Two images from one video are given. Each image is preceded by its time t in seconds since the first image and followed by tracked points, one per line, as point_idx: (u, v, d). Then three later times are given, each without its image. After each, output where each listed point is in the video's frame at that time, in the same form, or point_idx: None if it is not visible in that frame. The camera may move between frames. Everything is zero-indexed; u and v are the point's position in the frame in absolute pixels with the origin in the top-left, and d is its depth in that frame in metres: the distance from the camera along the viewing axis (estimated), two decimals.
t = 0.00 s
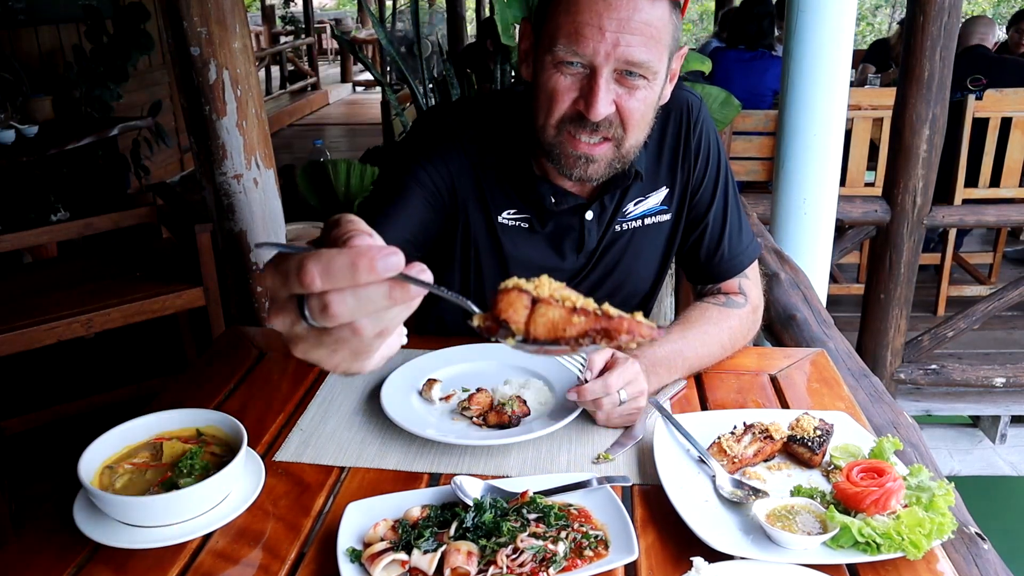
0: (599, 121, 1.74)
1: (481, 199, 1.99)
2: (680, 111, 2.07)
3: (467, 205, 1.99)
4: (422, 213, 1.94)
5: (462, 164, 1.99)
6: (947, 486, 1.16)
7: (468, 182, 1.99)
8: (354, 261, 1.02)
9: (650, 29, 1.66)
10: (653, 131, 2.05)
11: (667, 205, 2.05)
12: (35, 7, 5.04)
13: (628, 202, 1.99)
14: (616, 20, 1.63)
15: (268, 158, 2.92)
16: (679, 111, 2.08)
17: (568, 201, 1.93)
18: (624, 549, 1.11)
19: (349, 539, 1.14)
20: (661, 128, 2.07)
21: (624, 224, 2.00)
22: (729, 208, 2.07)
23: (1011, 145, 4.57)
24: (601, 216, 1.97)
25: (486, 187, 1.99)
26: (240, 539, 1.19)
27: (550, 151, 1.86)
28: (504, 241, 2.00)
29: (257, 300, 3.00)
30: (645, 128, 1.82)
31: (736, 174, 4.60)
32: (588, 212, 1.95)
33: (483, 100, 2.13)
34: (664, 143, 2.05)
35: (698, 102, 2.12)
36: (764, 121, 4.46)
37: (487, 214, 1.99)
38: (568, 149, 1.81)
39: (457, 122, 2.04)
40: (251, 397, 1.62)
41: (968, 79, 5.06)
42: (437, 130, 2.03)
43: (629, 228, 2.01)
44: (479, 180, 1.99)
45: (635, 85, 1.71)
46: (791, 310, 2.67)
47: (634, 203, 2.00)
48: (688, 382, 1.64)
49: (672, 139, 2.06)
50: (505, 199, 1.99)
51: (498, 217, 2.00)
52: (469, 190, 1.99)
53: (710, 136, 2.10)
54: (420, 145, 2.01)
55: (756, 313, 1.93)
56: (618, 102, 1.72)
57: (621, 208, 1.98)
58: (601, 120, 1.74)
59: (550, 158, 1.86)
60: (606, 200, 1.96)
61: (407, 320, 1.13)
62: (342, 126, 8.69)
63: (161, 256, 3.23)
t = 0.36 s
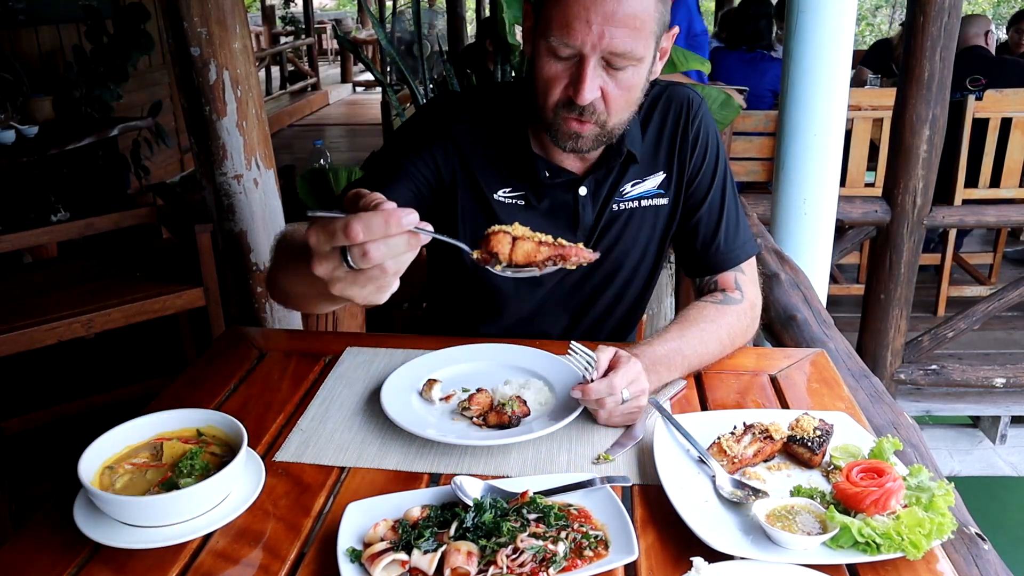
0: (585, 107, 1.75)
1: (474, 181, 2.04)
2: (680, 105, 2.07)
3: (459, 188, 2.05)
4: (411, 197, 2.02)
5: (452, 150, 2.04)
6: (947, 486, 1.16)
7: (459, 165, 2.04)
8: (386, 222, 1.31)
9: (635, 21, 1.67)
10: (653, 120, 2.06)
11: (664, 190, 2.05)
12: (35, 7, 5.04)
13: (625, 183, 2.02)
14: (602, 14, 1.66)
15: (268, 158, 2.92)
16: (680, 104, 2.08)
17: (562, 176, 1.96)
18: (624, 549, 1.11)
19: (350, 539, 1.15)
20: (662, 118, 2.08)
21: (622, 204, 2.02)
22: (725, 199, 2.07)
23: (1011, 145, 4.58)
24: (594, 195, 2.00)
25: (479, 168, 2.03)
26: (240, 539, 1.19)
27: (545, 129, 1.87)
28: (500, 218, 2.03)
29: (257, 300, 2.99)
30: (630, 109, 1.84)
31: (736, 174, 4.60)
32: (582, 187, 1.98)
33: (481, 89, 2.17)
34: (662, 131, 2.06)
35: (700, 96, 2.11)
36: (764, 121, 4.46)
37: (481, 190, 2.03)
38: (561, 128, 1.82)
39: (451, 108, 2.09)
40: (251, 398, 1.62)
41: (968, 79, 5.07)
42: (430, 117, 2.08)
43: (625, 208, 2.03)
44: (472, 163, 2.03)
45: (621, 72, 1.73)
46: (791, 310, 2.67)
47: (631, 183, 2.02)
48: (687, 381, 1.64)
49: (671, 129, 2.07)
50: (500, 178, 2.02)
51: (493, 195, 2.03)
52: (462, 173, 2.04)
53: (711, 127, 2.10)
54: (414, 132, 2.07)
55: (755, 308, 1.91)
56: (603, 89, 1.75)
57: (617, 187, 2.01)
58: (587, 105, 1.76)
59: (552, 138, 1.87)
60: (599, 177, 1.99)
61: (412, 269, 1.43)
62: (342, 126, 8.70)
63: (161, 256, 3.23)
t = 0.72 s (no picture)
0: (611, 110, 1.78)
1: (467, 180, 2.05)
2: (672, 107, 2.08)
3: (451, 189, 2.08)
4: (403, 201, 2.06)
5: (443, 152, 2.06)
6: (947, 486, 1.16)
7: (450, 166, 2.06)
8: (442, 276, 1.44)
9: (653, 25, 1.67)
10: (646, 119, 2.07)
11: (656, 188, 2.06)
12: (35, 7, 5.05)
13: (617, 179, 2.03)
14: (629, 23, 1.66)
15: (268, 158, 2.92)
16: (672, 107, 2.08)
17: (554, 171, 1.98)
18: (624, 549, 1.11)
19: (350, 539, 1.15)
20: (657, 118, 2.08)
21: (613, 201, 2.03)
22: (720, 198, 2.06)
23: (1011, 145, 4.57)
24: (586, 190, 2.01)
25: (470, 168, 2.04)
26: (240, 539, 1.19)
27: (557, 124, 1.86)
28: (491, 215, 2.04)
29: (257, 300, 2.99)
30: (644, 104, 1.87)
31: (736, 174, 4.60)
32: (575, 181, 1.99)
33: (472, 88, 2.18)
34: (655, 130, 2.06)
35: (695, 100, 2.11)
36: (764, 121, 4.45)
37: (472, 187, 2.04)
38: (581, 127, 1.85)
39: (441, 109, 2.10)
40: (251, 399, 1.61)
41: (968, 79, 5.07)
42: (421, 120, 2.10)
43: (616, 204, 2.04)
44: (463, 163, 2.05)
45: (639, 71, 1.75)
46: (791, 311, 2.67)
47: (623, 180, 2.03)
48: (687, 381, 1.64)
49: (665, 129, 2.07)
50: (491, 176, 2.03)
51: (484, 192, 2.04)
52: (454, 172, 2.06)
53: (705, 128, 2.09)
54: (404, 135, 2.09)
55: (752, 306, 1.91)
56: (626, 92, 1.77)
57: (609, 184, 2.02)
58: (611, 109, 1.78)
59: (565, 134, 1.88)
60: (591, 173, 2.01)
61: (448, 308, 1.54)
62: (342, 126, 8.69)
63: (161, 256, 3.23)
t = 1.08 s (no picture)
0: (654, 112, 1.72)
1: (485, 193, 1.96)
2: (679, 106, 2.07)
3: (471, 204, 1.98)
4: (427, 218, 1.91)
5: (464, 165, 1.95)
6: (947, 486, 1.16)
7: (471, 180, 1.96)
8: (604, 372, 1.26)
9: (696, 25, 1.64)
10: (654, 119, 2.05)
11: (667, 188, 2.04)
12: (35, 7, 5.05)
13: (629, 181, 2.00)
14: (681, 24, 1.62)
15: (268, 158, 2.92)
16: (677, 108, 2.07)
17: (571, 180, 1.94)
18: (625, 549, 1.11)
19: (349, 539, 1.15)
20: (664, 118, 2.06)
21: (626, 203, 2.00)
22: (724, 196, 2.07)
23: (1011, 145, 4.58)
24: (603, 197, 1.98)
25: (489, 181, 1.95)
26: (240, 539, 1.19)
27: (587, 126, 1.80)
28: (510, 227, 1.97)
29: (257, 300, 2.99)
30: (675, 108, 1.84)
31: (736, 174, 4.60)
32: (592, 189, 1.95)
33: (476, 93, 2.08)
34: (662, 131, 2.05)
35: (698, 99, 2.11)
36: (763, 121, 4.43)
37: (488, 201, 1.96)
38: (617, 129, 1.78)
39: (455, 119, 1.98)
40: (250, 398, 1.61)
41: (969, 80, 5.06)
42: (437, 130, 1.97)
43: (629, 207, 2.01)
44: (483, 177, 1.95)
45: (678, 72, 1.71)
46: (791, 311, 2.67)
47: (634, 182, 2.01)
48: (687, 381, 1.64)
49: (671, 129, 2.06)
50: (508, 187, 1.96)
51: (501, 206, 1.97)
52: (474, 187, 1.96)
53: (709, 129, 2.10)
54: (419, 147, 1.95)
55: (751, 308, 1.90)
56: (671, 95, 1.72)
57: (621, 188, 1.99)
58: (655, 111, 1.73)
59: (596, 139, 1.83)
60: (606, 179, 1.97)
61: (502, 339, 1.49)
62: (342, 126, 8.70)
63: (161, 256, 3.23)
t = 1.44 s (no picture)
0: (687, 121, 1.74)
1: (509, 203, 1.90)
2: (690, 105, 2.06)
3: (495, 214, 1.91)
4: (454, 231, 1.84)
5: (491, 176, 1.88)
6: (947, 486, 1.16)
7: (496, 191, 1.89)
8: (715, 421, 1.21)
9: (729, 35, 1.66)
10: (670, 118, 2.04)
11: (682, 186, 2.04)
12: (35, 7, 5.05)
13: (647, 181, 1.99)
14: (722, 37, 1.64)
15: (268, 158, 2.92)
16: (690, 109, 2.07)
17: (594, 186, 1.92)
18: (624, 549, 1.11)
19: (349, 539, 1.15)
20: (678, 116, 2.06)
21: (643, 204, 2.00)
22: (735, 195, 2.08)
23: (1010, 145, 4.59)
24: (624, 200, 1.96)
25: (515, 192, 1.89)
26: (240, 539, 1.19)
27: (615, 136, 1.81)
28: (532, 236, 1.93)
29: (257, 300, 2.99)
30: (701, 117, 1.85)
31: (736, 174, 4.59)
32: (613, 193, 1.94)
33: (492, 98, 2.00)
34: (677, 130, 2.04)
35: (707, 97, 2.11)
36: (763, 121, 4.42)
37: (511, 212, 1.90)
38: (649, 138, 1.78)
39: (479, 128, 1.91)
40: (250, 398, 1.61)
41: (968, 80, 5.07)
42: (461, 140, 1.88)
43: (646, 207, 2.00)
44: (509, 188, 1.89)
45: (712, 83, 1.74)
46: (791, 311, 2.67)
47: (651, 182, 1.99)
48: (687, 381, 1.64)
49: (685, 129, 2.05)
50: (531, 196, 1.91)
51: (523, 215, 1.91)
52: (501, 199, 1.90)
53: (719, 130, 2.10)
54: (443, 155, 1.87)
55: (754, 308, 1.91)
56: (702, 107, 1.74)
57: (639, 189, 1.98)
58: (688, 120, 1.74)
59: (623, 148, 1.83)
60: (628, 182, 1.95)
61: (569, 362, 1.43)
62: (342, 126, 8.69)
63: (161, 256, 3.23)
